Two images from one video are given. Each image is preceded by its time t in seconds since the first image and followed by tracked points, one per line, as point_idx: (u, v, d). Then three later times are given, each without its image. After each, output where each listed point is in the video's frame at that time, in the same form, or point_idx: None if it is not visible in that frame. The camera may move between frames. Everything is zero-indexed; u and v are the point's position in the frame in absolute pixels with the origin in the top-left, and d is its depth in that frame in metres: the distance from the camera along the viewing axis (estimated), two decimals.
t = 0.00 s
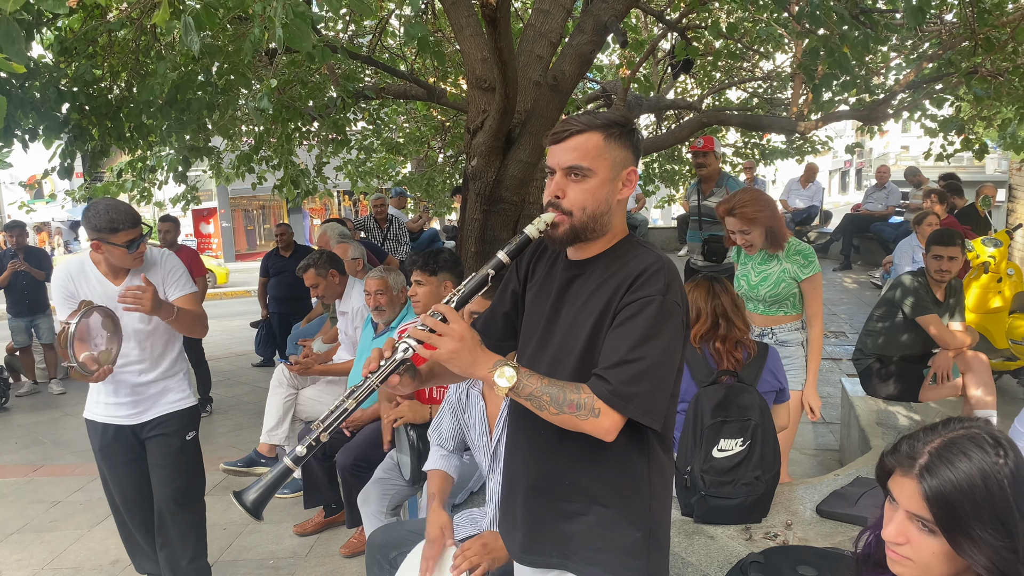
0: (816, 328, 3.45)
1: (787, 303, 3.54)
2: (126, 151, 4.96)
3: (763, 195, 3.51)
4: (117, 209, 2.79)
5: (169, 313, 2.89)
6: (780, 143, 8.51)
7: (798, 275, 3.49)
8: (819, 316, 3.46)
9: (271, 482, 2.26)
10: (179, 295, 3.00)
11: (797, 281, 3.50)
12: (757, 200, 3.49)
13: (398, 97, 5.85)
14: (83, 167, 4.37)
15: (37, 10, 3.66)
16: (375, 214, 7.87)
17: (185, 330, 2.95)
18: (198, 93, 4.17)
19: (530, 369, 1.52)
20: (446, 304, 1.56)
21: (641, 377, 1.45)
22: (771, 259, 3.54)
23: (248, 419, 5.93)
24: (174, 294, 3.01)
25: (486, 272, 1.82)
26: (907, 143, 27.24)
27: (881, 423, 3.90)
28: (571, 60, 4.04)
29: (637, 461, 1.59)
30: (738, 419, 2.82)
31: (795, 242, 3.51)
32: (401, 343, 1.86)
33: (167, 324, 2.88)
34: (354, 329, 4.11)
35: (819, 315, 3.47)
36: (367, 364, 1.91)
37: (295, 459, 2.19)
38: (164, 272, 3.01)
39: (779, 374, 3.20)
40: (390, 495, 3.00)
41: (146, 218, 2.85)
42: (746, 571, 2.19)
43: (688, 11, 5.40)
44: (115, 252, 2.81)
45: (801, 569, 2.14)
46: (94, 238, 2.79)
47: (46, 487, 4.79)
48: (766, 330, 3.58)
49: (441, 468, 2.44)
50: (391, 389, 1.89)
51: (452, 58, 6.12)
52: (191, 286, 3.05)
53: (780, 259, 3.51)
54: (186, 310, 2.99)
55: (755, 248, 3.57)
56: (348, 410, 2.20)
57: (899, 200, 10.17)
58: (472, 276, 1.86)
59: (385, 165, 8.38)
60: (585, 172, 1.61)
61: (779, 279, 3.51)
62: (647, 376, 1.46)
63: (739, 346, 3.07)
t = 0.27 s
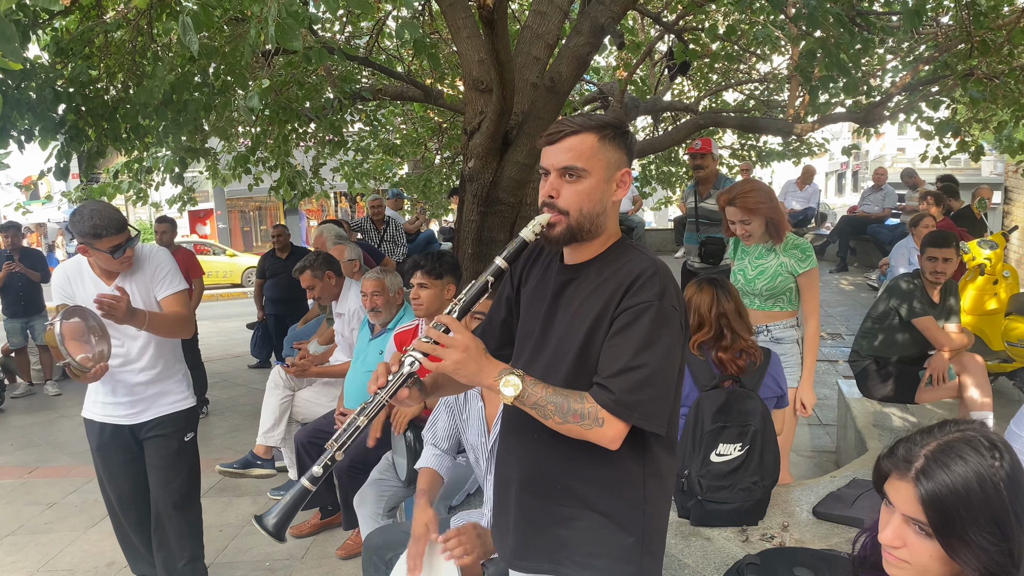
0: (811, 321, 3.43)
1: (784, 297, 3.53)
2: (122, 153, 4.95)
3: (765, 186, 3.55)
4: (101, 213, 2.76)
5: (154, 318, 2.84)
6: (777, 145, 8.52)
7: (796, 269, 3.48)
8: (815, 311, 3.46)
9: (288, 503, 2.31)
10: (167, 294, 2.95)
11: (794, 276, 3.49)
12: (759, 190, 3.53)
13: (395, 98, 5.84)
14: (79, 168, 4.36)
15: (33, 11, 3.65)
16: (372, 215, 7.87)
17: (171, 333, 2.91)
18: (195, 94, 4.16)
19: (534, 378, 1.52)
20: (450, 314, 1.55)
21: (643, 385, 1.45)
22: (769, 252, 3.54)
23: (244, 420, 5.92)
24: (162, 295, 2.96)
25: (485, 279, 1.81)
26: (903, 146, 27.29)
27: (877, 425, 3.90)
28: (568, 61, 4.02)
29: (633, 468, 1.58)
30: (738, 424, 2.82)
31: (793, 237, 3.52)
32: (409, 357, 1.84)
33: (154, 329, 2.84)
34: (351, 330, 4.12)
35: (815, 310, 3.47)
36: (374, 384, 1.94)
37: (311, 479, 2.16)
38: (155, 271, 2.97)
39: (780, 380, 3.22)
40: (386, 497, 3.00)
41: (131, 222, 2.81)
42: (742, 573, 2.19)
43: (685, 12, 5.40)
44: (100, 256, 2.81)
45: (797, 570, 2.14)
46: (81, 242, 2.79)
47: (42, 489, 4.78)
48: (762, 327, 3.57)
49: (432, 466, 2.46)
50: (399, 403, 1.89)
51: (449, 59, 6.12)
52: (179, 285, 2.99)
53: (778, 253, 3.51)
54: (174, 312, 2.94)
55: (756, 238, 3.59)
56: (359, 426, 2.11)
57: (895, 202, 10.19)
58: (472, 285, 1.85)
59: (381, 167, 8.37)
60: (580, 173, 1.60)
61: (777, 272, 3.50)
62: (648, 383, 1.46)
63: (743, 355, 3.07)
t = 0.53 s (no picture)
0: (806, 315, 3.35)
1: (777, 290, 3.54)
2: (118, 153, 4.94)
3: (766, 176, 3.55)
4: (114, 211, 2.77)
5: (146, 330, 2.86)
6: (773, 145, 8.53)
7: (791, 260, 3.48)
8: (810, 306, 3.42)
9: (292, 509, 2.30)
10: (164, 311, 2.96)
11: (788, 268, 3.49)
12: (761, 179, 3.53)
13: (391, 98, 5.84)
14: (75, 168, 4.34)
15: (28, 10, 3.64)
16: (368, 216, 7.86)
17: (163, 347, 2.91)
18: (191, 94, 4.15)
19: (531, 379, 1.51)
20: (446, 316, 1.55)
21: (640, 384, 1.45)
22: (763, 243, 3.55)
23: (240, 421, 5.91)
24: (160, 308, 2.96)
25: (482, 282, 1.81)
26: (899, 146, 27.34)
27: (872, 425, 3.91)
28: (564, 62, 3.99)
29: (628, 468, 1.57)
30: (733, 427, 2.82)
31: (790, 231, 3.53)
32: (406, 358, 1.81)
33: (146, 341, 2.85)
34: (347, 330, 4.10)
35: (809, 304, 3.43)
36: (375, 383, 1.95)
37: (312, 485, 2.15)
38: (156, 280, 2.96)
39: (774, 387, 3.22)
40: (382, 498, 2.99)
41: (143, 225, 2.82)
42: (738, 573, 2.18)
43: (681, 13, 5.41)
44: (107, 255, 2.80)
45: (793, 570, 2.13)
46: (90, 238, 2.78)
47: (36, 490, 4.77)
48: (756, 321, 3.57)
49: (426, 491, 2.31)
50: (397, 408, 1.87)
51: (445, 60, 6.11)
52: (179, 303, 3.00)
53: (773, 242, 3.53)
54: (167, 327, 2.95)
55: (757, 228, 3.57)
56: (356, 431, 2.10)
57: (891, 202, 10.21)
58: (469, 286, 1.84)
59: (378, 167, 8.37)
60: (574, 173, 1.61)
61: (772, 264, 3.50)
62: (646, 382, 1.46)
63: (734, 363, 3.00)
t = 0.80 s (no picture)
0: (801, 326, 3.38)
1: (775, 292, 3.53)
2: (114, 152, 4.94)
3: (761, 175, 3.54)
4: (122, 209, 2.80)
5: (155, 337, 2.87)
6: (769, 144, 8.54)
7: (785, 262, 3.46)
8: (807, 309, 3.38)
9: (279, 497, 2.30)
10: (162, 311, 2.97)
11: (785, 269, 3.47)
12: (756, 178, 3.53)
13: (388, 97, 5.83)
14: (71, 167, 4.33)
15: (24, 10, 3.64)
16: (365, 215, 7.85)
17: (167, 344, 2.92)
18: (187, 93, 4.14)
19: (528, 371, 1.52)
20: (442, 308, 1.55)
21: (635, 375, 1.45)
22: (759, 244, 3.53)
23: (236, 420, 5.91)
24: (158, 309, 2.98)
25: (478, 274, 1.82)
26: (895, 146, 27.37)
27: (868, 424, 3.91)
28: (561, 61, 4.01)
29: (622, 459, 1.58)
30: (723, 421, 2.82)
31: (787, 231, 3.50)
32: (401, 350, 1.84)
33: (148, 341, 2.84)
34: (343, 330, 4.10)
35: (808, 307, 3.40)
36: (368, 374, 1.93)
37: (301, 473, 2.18)
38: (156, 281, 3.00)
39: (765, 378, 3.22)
40: (379, 497, 3.00)
41: (149, 224, 2.85)
42: (735, 571, 2.17)
43: (677, 12, 5.41)
44: (111, 251, 2.81)
45: (789, 568, 2.12)
46: (94, 235, 2.80)
47: (32, 489, 4.76)
48: (751, 323, 3.59)
49: (437, 465, 2.44)
50: (389, 397, 1.89)
51: (441, 58, 6.10)
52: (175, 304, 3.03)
53: (770, 243, 3.50)
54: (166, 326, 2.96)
55: (750, 228, 3.57)
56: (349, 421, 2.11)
57: (887, 202, 10.22)
58: (465, 279, 1.85)
59: (374, 166, 8.36)
60: (575, 170, 1.61)
61: (767, 266, 3.49)
62: (641, 374, 1.46)
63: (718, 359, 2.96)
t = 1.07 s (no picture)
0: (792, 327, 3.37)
1: (767, 290, 3.49)
2: (111, 150, 4.93)
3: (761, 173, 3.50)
4: (96, 206, 2.74)
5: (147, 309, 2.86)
6: (767, 142, 8.54)
7: (779, 261, 3.40)
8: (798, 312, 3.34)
9: (272, 494, 2.29)
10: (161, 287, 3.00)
11: (778, 268, 3.43)
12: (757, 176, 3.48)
13: (385, 96, 5.82)
14: (68, 165, 4.32)
15: (20, 8, 3.63)
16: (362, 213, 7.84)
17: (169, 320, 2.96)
18: (184, 91, 4.15)
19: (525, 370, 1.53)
20: (440, 306, 1.55)
21: (633, 378, 1.45)
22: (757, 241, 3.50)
23: (233, 419, 5.90)
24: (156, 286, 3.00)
25: (477, 272, 1.81)
26: (892, 144, 27.40)
27: (864, 422, 3.92)
28: (557, 59, 4.01)
29: (618, 460, 1.58)
30: (712, 403, 2.93)
31: (783, 228, 3.44)
32: (399, 347, 1.83)
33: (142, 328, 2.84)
34: (340, 329, 4.10)
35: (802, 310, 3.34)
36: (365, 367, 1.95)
37: (295, 469, 2.20)
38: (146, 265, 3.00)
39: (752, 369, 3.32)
40: (375, 495, 3.00)
41: (126, 219, 2.81)
42: (731, 569, 2.17)
43: (674, 10, 5.41)
44: (91, 250, 2.79)
45: (785, 566, 2.12)
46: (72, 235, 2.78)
47: (29, 488, 4.75)
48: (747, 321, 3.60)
49: (422, 477, 2.37)
50: (386, 392, 1.89)
51: (439, 57, 6.11)
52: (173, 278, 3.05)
53: (767, 241, 3.44)
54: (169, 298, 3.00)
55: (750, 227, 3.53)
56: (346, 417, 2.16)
57: (884, 200, 10.22)
58: (463, 277, 1.85)
59: (371, 165, 8.35)
60: (574, 169, 1.61)
61: (761, 263, 3.46)
62: (638, 377, 1.46)
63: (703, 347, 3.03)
